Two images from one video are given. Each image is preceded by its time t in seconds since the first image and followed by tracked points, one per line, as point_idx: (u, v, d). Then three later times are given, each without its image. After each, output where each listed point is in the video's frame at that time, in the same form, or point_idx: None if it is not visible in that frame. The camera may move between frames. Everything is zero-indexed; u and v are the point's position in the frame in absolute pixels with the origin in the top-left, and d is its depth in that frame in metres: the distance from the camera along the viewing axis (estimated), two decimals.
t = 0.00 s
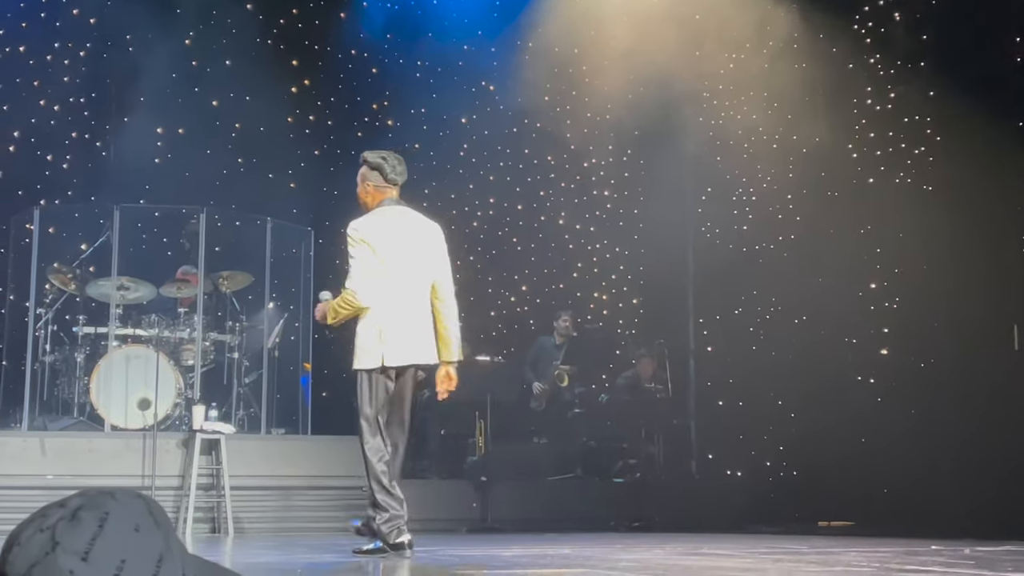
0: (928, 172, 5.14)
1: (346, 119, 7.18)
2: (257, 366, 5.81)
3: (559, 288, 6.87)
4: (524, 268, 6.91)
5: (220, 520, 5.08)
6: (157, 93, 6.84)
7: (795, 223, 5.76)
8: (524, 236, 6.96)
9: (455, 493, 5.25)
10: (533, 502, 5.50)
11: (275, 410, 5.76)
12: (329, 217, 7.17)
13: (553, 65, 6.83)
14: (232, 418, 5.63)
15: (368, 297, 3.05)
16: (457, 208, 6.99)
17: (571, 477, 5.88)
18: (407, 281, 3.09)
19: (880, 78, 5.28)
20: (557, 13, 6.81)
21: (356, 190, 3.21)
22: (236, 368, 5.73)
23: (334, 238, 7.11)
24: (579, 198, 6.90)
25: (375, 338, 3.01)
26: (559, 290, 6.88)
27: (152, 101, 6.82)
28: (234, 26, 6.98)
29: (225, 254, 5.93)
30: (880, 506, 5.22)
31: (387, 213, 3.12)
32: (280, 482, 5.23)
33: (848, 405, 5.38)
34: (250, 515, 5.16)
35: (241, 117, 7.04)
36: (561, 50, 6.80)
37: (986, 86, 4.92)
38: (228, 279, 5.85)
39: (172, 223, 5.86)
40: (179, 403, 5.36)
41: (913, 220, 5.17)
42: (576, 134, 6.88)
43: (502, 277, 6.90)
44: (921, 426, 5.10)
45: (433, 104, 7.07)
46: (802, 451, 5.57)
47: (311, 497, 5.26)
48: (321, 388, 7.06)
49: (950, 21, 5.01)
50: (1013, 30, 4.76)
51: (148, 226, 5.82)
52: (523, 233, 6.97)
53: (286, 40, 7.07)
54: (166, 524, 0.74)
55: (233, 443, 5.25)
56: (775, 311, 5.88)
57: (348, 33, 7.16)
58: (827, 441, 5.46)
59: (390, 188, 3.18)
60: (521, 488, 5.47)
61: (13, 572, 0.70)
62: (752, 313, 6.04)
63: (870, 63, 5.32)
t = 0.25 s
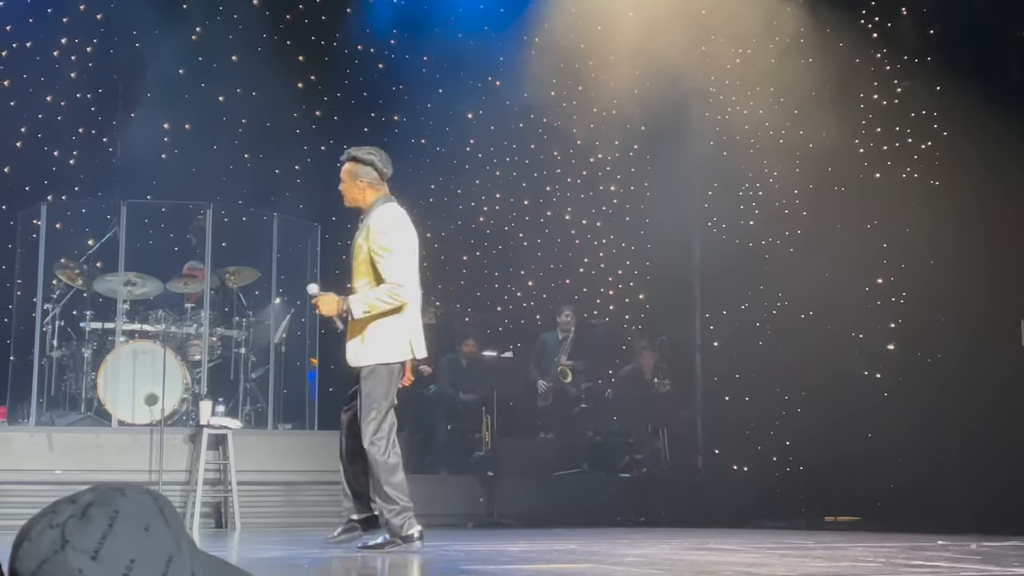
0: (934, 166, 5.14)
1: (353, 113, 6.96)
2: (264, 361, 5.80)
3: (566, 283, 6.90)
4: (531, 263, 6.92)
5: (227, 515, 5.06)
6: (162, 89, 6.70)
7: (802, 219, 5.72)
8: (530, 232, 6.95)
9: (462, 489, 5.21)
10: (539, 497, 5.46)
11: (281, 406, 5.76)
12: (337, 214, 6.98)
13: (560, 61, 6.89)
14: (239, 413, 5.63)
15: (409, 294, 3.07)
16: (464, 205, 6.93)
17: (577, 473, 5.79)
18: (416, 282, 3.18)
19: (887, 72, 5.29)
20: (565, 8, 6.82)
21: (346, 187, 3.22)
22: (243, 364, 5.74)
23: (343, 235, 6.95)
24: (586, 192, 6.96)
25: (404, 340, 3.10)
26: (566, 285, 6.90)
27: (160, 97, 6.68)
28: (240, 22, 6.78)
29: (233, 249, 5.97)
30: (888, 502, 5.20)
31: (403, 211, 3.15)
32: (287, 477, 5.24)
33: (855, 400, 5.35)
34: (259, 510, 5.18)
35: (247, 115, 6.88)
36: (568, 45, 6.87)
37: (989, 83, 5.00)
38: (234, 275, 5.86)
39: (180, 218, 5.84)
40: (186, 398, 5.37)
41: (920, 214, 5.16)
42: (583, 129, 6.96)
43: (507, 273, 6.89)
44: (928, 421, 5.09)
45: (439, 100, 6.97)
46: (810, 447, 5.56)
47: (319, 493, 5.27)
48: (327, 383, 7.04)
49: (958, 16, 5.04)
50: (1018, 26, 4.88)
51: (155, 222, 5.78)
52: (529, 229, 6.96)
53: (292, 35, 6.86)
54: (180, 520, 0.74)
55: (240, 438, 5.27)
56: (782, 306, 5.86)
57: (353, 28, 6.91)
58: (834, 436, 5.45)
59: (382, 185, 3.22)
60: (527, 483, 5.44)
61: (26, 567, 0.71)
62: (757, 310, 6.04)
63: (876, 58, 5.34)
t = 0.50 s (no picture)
0: (943, 160, 5.09)
1: (361, 109, 6.94)
2: (272, 358, 5.82)
3: (574, 278, 6.91)
4: (537, 258, 6.91)
5: (235, 510, 5.06)
6: (173, 84, 6.70)
7: (811, 214, 5.71)
8: (538, 227, 6.96)
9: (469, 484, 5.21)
10: (546, 492, 5.47)
11: (289, 402, 5.75)
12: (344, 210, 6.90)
13: (568, 57, 6.89)
14: (247, 409, 5.63)
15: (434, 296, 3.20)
16: (473, 200, 6.92)
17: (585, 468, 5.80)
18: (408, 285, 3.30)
19: (895, 66, 5.27)
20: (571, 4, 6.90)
21: (350, 187, 3.19)
22: (251, 360, 5.75)
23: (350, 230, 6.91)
24: (593, 187, 6.96)
25: (419, 338, 3.17)
26: (574, 280, 6.91)
27: (167, 91, 6.70)
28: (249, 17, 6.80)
29: (241, 245, 5.97)
30: (896, 497, 5.19)
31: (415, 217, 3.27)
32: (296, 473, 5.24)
33: (863, 396, 5.34)
34: (266, 506, 5.17)
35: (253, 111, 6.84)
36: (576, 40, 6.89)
37: (996, 75, 4.89)
38: (242, 271, 5.89)
39: (188, 213, 5.89)
40: (193, 394, 5.37)
41: (928, 208, 5.11)
42: (592, 125, 6.94)
43: (514, 268, 6.87)
44: (935, 417, 5.04)
45: (446, 95, 6.96)
46: (820, 443, 5.54)
47: (326, 488, 5.27)
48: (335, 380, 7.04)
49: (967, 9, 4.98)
50: None
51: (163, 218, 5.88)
52: (536, 224, 6.96)
53: (301, 30, 6.85)
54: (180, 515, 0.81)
55: (247, 433, 5.25)
56: (789, 301, 5.89)
57: (360, 25, 6.94)
58: (843, 431, 5.43)
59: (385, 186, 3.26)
60: (532, 477, 5.45)
61: (32, 560, 0.78)
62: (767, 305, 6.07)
63: (884, 52, 5.32)
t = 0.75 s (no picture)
0: (953, 156, 5.08)
1: (369, 104, 6.91)
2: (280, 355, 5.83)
3: (583, 274, 6.93)
4: (544, 255, 6.94)
5: (244, 508, 5.08)
6: (182, 83, 6.66)
7: (818, 209, 5.72)
8: (546, 223, 6.99)
9: (478, 480, 5.21)
10: (555, 487, 5.47)
11: (298, 398, 5.76)
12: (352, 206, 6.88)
13: (576, 53, 6.85)
14: (256, 406, 5.64)
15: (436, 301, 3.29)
16: (485, 197, 6.97)
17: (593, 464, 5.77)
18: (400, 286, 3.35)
19: (903, 62, 5.25)
20: None
21: (362, 190, 3.20)
22: (260, 357, 5.76)
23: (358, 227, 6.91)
24: (602, 184, 6.97)
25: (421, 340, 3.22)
26: (584, 276, 6.93)
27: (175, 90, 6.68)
28: (256, 15, 6.69)
29: (248, 242, 5.96)
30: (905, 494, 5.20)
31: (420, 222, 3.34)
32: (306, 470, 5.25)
33: (871, 392, 5.34)
34: (277, 503, 5.19)
35: (262, 109, 6.82)
36: (584, 37, 6.81)
37: (1003, 72, 4.84)
38: (251, 268, 5.85)
39: (196, 211, 5.88)
40: (202, 392, 5.39)
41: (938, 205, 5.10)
42: (599, 122, 6.94)
43: (522, 264, 6.91)
44: (944, 415, 5.03)
45: (455, 92, 6.95)
46: (828, 439, 5.54)
47: (336, 485, 5.27)
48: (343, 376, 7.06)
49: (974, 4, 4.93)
50: None
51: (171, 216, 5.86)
52: (545, 220, 6.99)
53: (308, 28, 6.77)
54: (180, 516, 0.85)
55: (257, 430, 5.26)
56: (798, 297, 5.90)
57: (367, 21, 6.85)
58: (851, 428, 5.44)
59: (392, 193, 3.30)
60: (540, 471, 5.45)
61: (35, 558, 0.82)
62: (776, 299, 6.06)
63: (892, 48, 5.28)
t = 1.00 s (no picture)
0: (963, 153, 5.28)
1: (378, 102, 6.87)
2: (291, 352, 5.84)
3: (594, 271, 6.93)
4: (555, 252, 6.93)
5: (256, 504, 5.11)
6: (192, 81, 6.65)
7: (830, 206, 5.88)
8: (557, 220, 6.98)
9: (489, 478, 5.19)
10: (565, 484, 5.46)
11: (308, 395, 5.77)
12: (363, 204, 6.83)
13: (586, 50, 6.79)
14: (267, 403, 5.66)
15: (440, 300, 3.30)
16: (495, 194, 6.95)
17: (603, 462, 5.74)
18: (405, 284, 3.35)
19: (915, 57, 5.36)
20: None
21: (370, 189, 3.22)
22: (271, 354, 5.77)
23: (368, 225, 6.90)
24: (611, 181, 6.96)
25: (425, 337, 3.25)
26: (594, 273, 6.93)
27: (184, 87, 6.65)
28: (265, 12, 6.65)
29: (258, 240, 5.94)
30: (917, 489, 5.42)
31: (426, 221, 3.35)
32: (317, 468, 5.27)
33: (883, 386, 5.53)
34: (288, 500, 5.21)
35: (271, 106, 6.80)
36: (593, 34, 6.77)
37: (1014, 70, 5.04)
38: (261, 265, 5.88)
39: (207, 208, 5.88)
40: (214, 389, 5.43)
41: (949, 201, 5.33)
42: (609, 119, 6.89)
43: (532, 262, 6.90)
44: (955, 408, 5.27)
45: (465, 89, 6.90)
46: (843, 436, 5.67)
47: (347, 483, 5.29)
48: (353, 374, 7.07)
49: None
50: None
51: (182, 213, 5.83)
52: (555, 216, 6.98)
53: (319, 24, 6.74)
54: (192, 512, 0.85)
55: (268, 428, 5.27)
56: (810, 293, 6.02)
57: (377, 18, 6.80)
58: (863, 422, 5.61)
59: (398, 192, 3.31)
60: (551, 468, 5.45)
61: (49, 554, 0.82)
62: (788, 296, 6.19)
63: (903, 43, 5.38)
